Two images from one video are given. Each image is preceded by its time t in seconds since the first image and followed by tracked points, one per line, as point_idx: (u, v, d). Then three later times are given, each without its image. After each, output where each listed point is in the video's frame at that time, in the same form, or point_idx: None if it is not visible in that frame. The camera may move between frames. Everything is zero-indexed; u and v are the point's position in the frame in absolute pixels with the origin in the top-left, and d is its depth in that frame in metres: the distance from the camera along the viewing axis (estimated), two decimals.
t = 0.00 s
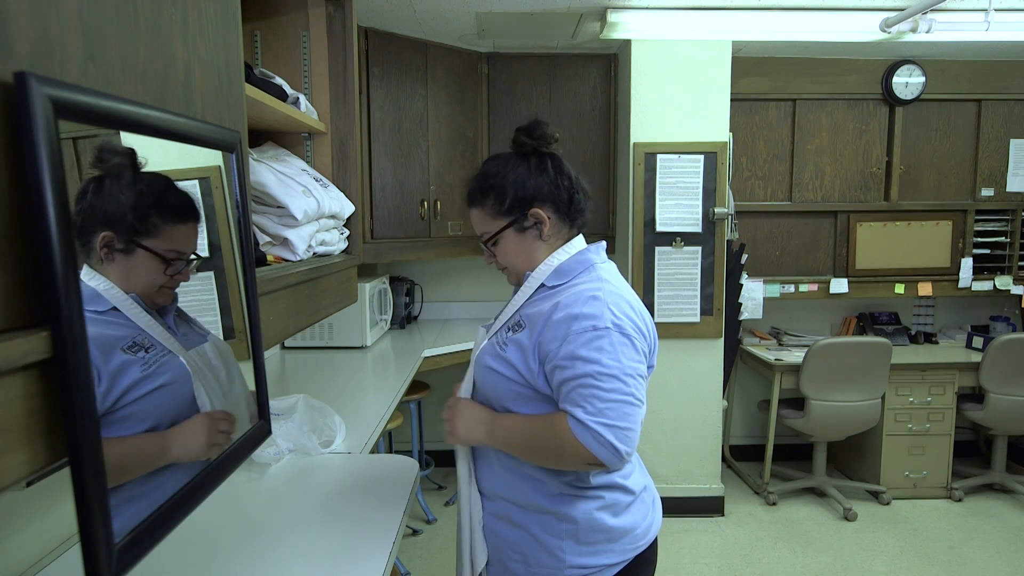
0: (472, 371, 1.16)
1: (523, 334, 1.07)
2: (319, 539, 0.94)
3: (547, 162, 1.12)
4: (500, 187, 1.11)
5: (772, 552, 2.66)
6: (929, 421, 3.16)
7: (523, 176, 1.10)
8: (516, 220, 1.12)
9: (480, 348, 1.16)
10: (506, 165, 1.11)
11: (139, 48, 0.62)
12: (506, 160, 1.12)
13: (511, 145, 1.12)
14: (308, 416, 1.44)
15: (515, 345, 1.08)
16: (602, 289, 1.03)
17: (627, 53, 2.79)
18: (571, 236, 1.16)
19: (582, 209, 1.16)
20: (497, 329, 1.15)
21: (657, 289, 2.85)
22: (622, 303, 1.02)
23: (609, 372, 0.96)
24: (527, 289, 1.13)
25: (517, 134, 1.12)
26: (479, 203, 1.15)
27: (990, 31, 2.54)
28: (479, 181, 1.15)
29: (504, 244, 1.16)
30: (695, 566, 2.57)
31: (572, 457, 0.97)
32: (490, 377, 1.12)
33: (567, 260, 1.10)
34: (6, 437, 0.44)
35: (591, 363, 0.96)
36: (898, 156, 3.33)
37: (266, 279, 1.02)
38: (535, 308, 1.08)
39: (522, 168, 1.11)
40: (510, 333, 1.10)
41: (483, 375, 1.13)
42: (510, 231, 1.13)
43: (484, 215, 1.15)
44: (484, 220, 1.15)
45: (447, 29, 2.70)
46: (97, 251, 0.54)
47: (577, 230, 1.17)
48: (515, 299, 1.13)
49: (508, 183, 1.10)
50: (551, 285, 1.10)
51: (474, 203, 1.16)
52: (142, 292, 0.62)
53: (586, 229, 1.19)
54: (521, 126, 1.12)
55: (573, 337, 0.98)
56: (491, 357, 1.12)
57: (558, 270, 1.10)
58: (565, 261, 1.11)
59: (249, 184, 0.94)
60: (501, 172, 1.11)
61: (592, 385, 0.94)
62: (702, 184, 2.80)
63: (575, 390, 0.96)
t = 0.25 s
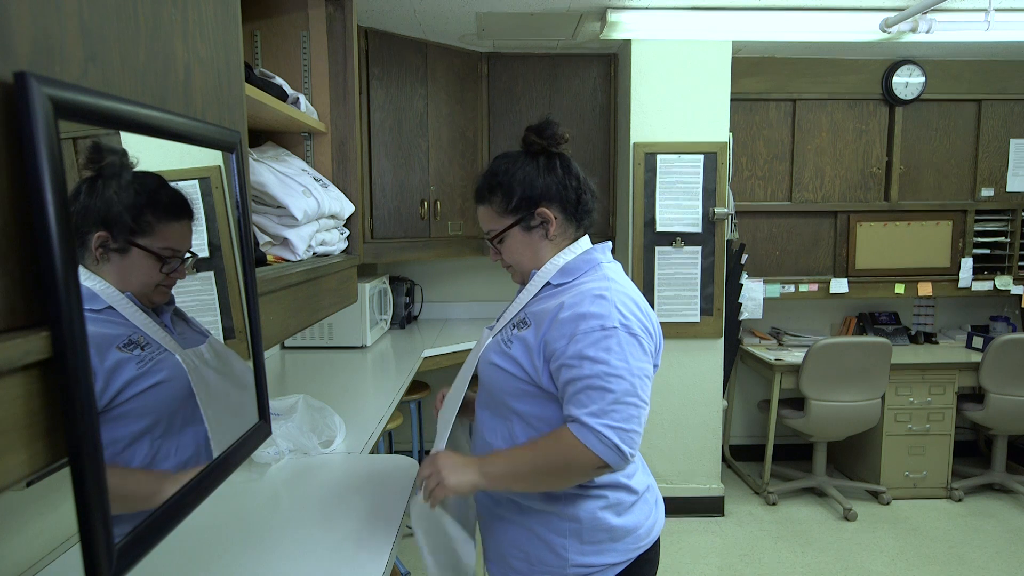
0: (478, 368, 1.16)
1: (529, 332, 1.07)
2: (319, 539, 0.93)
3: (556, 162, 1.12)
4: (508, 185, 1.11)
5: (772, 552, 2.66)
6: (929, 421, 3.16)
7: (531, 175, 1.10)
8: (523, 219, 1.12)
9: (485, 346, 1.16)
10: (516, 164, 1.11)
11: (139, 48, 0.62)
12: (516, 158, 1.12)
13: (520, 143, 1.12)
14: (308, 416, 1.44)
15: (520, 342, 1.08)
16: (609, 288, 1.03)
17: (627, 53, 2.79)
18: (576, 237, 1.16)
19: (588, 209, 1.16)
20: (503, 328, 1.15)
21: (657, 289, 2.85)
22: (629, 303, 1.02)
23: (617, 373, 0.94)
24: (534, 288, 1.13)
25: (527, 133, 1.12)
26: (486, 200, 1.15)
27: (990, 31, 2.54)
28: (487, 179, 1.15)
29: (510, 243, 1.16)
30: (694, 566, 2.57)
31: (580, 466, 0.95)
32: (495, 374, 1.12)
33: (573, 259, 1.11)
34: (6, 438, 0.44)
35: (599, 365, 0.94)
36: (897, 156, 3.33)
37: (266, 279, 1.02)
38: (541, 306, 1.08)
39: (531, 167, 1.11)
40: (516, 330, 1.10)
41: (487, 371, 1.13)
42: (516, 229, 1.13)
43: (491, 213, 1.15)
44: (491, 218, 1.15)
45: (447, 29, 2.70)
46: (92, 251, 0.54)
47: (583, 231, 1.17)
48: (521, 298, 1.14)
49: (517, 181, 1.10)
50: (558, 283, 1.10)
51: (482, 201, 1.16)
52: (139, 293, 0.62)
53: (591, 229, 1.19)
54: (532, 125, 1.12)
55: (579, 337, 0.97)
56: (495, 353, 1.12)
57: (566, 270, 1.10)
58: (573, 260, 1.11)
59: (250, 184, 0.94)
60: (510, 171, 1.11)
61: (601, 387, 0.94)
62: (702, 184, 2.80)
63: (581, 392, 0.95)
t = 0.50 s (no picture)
0: (478, 370, 1.14)
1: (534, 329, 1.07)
2: (318, 539, 0.93)
3: (552, 163, 1.12)
4: (505, 186, 1.11)
5: (772, 552, 2.66)
6: (929, 421, 3.16)
7: (527, 175, 1.10)
8: (519, 219, 1.12)
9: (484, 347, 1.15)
10: (512, 164, 1.12)
11: (139, 48, 0.62)
12: (513, 159, 1.12)
13: (517, 144, 1.12)
14: (308, 416, 1.44)
15: (524, 339, 1.07)
16: (614, 284, 1.04)
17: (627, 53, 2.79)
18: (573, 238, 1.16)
19: (585, 211, 1.16)
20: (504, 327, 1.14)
21: (657, 289, 2.85)
22: (634, 297, 1.03)
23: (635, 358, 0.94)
24: (532, 288, 1.13)
25: (524, 134, 1.12)
26: (483, 201, 1.15)
27: (990, 31, 2.54)
28: (484, 179, 1.15)
29: (506, 243, 1.16)
30: (694, 566, 2.57)
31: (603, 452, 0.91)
32: (497, 374, 1.11)
33: (573, 256, 1.11)
34: (6, 438, 0.44)
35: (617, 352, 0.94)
36: (897, 156, 3.33)
37: (266, 279, 1.02)
38: (545, 303, 1.07)
39: (527, 168, 1.11)
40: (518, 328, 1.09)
41: (489, 372, 1.12)
42: (512, 230, 1.14)
43: (487, 213, 1.15)
44: (487, 218, 1.16)
45: (447, 29, 2.70)
46: (95, 251, 0.54)
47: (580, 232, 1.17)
48: (520, 296, 1.14)
49: (513, 182, 1.10)
50: (558, 281, 1.09)
51: (478, 201, 1.17)
52: (141, 293, 0.62)
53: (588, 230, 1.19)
54: (529, 126, 1.12)
55: (593, 328, 0.97)
56: (496, 352, 1.11)
57: (564, 266, 1.10)
58: (571, 257, 1.10)
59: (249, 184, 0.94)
60: (506, 171, 1.12)
61: (623, 371, 0.92)
62: (702, 184, 2.80)
63: (602, 379, 0.93)
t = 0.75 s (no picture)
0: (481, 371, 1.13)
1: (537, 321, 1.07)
2: (318, 539, 0.93)
3: (543, 166, 1.12)
4: (496, 189, 1.12)
5: (772, 552, 2.66)
6: (929, 421, 3.16)
7: (518, 179, 1.11)
8: (509, 223, 1.13)
9: (485, 348, 1.14)
10: (503, 168, 1.12)
11: (139, 48, 0.62)
12: (504, 162, 1.13)
13: (509, 147, 1.13)
14: (308, 416, 1.44)
15: (529, 333, 1.07)
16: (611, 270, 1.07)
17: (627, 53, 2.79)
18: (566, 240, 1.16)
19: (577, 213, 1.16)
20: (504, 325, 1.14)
21: (657, 289, 2.85)
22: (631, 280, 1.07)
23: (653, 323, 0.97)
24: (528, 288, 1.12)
25: (516, 137, 1.12)
26: (475, 204, 1.16)
27: (990, 31, 2.54)
28: (477, 182, 1.16)
29: (497, 246, 1.17)
30: (694, 566, 2.57)
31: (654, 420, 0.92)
32: (502, 371, 1.10)
33: (566, 253, 1.11)
34: (6, 438, 0.44)
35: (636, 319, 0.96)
36: (897, 156, 3.33)
37: (266, 279, 1.02)
38: (546, 294, 1.08)
39: (518, 171, 1.11)
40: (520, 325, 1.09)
41: (492, 371, 1.12)
42: (503, 232, 1.14)
43: (479, 216, 1.16)
44: (479, 221, 1.17)
45: (447, 29, 2.70)
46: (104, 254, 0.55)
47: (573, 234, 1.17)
48: (517, 296, 1.13)
49: (504, 185, 1.11)
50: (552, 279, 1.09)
51: (470, 204, 1.17)
52: (150, 295, 0.64)
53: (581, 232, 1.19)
54: (521, 128, 1.11)
55: (604, 304, 0.99)
56: (497, 355, 1.11)
57: (558, 265, 1.10)
58: (565, 255, 1.10)
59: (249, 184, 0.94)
60: (498, 174, 1.12)
61: (641, 332, 0.95)
62: (703, 184, 2.80)
63: (630, 345, 0.95)
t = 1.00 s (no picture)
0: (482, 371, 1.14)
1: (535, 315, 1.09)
2: (318, 539, 0.93)
3: (538, 168, 1.12)
4: (491, 191, 1.12)
5: (772, 552, 2.66)
6: (929, 421, 3.16)
7: (513, 180, 1.11)
8: (505, 224, 1.13)
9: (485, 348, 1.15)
10: (498, 170, 1.12)
11: (139, 48, 0.62)
12: (499, 164, 1.13)
13: (504, 149, 1.13)
14: (308, 416, 1.44)
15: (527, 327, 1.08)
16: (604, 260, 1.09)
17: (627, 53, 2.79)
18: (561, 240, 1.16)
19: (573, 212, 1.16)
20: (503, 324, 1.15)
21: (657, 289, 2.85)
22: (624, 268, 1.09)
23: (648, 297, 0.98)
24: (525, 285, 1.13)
25: (511, 139, 1.12)
26: (470, 205, 1.16)
27: (990, 31, 2.54)
28: (472, 184, 1.16)
29: (493, 247, 1.17)
30: (694, 565, 2.57)
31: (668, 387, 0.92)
32: (502, 369, 1.11)
33: (560, 250, 1.11)
34: (6, 439, 0.44)
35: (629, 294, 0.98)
36: (897, 156, 3.33)
37: (266, 279, 1.02)
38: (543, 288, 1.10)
39: (514, 173, 1.11)
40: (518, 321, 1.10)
41: (493, 369, 1.12)
42: (499, 234, 1.14)
43: (475, 217, 1.16)
44: (475, 223, 1.17)
45: (447, 29, 2.70)
46: (111, 254, 0.56)
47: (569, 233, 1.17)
48: (514, 294, 1.14)
49: (499, 187, 1.11)
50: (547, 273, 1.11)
51: (466, 206, 1.17)
52: (157, 295, 0.65)
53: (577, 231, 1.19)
54: (515, 130, 1.11)
55: (598, 286, 1.01)
56: (497, 353, 1.12)
57: (552, 261, 1.11)
58: (560, 251, 1.11)
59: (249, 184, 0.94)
60: (492, 176, 1.12)
61: (638, 306, 0.96)
62: (702, 184, 2.80)
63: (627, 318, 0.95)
